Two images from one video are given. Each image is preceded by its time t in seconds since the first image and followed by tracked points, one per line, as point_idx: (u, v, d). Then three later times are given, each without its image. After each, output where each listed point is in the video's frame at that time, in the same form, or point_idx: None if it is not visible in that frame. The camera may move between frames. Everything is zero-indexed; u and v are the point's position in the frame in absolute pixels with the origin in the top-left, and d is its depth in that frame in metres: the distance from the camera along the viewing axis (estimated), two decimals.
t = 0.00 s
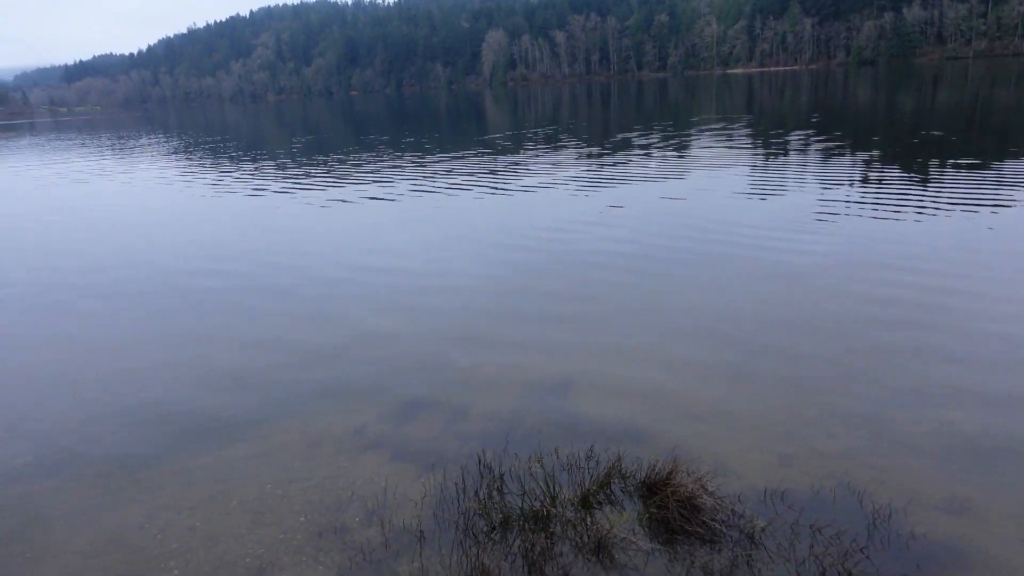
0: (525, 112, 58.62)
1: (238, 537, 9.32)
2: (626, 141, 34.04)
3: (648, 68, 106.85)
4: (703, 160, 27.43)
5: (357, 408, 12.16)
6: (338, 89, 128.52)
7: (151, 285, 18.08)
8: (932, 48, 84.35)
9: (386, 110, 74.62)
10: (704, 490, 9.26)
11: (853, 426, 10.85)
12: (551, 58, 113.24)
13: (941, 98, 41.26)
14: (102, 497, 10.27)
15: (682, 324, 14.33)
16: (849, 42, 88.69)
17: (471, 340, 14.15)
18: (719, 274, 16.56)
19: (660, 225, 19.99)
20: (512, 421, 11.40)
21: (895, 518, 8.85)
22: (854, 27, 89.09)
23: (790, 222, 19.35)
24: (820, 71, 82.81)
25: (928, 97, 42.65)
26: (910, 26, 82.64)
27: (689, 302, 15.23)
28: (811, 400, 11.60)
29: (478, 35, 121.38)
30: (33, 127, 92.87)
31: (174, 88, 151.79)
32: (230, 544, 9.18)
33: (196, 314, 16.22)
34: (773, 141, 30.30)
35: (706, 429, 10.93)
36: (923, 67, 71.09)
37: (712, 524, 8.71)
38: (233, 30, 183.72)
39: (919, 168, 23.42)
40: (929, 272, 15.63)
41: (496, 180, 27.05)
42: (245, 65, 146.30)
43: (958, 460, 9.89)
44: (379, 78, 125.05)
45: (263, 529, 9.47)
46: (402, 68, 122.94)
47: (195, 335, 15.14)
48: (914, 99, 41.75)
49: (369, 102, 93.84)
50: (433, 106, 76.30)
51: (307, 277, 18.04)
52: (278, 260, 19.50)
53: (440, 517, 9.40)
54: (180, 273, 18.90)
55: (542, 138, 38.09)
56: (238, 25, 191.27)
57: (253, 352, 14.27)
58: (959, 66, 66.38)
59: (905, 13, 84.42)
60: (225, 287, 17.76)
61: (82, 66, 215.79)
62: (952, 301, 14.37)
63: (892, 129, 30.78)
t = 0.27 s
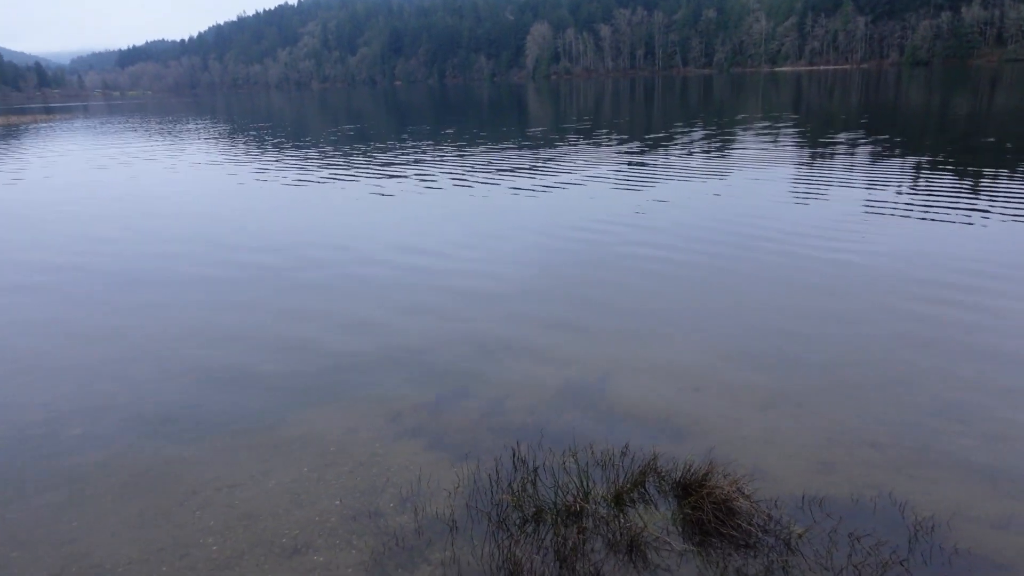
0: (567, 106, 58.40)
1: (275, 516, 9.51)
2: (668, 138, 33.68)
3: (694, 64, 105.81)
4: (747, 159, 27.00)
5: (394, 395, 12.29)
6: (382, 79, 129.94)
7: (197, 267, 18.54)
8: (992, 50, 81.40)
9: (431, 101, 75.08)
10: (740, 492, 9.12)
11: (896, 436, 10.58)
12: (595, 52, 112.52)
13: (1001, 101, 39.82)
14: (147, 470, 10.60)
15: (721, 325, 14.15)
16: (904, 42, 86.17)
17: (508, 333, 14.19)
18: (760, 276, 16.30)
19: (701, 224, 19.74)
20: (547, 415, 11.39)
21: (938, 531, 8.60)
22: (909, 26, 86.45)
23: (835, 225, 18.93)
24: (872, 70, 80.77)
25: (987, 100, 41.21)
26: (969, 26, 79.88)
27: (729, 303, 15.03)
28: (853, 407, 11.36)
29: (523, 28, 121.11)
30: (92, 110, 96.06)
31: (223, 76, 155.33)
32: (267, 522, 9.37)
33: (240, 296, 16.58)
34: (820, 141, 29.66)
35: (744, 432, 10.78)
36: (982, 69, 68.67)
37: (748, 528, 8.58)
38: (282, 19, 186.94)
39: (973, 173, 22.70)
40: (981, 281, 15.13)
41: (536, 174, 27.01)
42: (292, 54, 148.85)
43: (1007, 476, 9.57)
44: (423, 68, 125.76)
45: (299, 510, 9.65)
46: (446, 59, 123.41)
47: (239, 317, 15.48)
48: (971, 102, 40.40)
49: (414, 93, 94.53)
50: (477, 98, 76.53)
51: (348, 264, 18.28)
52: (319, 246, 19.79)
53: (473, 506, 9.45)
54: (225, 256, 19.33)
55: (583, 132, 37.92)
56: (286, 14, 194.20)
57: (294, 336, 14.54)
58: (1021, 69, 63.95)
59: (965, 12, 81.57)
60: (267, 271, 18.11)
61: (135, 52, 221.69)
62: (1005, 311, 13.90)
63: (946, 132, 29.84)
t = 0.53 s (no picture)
0: (596, 99, 58.13)
1: (307, 504, 9.65)
2: (698, 131, 33.35)
3: (725, 56, 105.09)
4: (779, 152, 26.64)
5: (425, 386, 12.39)
6: (412, 72, 130.81)
7: (230, 258, 18.83)
8: None
9: (461, 94, 75.22)
10: (773, 488, 9.03)
11: (933, 433, 10.39)
12: (625, 45, 111.68)
13: None
14: (182, 457, 10.81)
15: (752, 319, 14.03)
16: (943, 32, 84.10)
17: (537, 326, 14.19)
18: (792, 270, 16.09)
19: (731, 217, 19.53)
20: (576, 408, 11.41)
21: (977, 531, 8.41)
22: (949, 16, 84.30)
23: (869, 219, 18.59)
24: (909, 62, 79.03)
25: None
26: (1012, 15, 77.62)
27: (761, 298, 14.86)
28: (888, 404, 11.16)
29: (552, 20, 120.54)
30: (131, 104, 98.18)
31: (255, 70, 157.65)
32: (299, 510, 9.50)
33: (271, 287, 16.79)
34: (853, 134, 29.15)
35: (776, 428, 10.66)
36: None
37: (781, 525, 8.46)
38: (313, 14, 188.88)
39: (1012, 166, 22.13)
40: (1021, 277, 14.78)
41: (564, 167, 26.92)
42: (322, 49, 150.43)
43: None
44: (452, 62, 125.99)
45: (330, 499, 9.77)
46: (474, 52, 123.47)
47: (271, 308, 15.70)
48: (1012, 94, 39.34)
49: (443, 86, 94.81)
50: (505, 91, 76.50)
51: (378, 256, 18.47)
52: (349, 238, 19.99)
53: (502, 498, 9.48)
54: (257, 248, 19.59)
55: (610, 126, 37.72)
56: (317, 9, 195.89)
57: (324, 327, 14.70)
58: None
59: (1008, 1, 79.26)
60: (299, 263, 18.32)
61: (169, 47, 225.54)
62: None
63: (985, 124, 29.12)
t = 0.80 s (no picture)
0: (626, 95, 57.81)
1: (337, 497, 9.74)
2: (728, 128, 32.98)
3: (758, 52, 103.10)
4: (811, 150, 26.23)
5: (454, 381, 12.43)
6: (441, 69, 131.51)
7: (262, 253, 19.08)
8: None
9: (490, 90, 75.26)
10: (806, 490, 8.88)
11: (972, 437, 10.14)
12: (655, 40, 110.80)
13: None
14: (215, 448, 10.98)
15: (784, 319, 13.84)
16: (984, 26, 81.98)
17: (565, 323, 14.16)
18: (825, 270, 15.82)
19: (762, 215, 19.27)
20: (605, 406, 11.36)
21: (1019, 538, 8.17)
22: (991, 10, 82.11)
23: (904, 219, 18.21)
24: (947, 57, 77.13)
25: None
26: None
27: (792, 298, 14.66)
28: (925, 407, 10.92)
29: (581, 16, 119.89)
30: (168, 100, 100.28)
31: (287, 67, 159.82)
32: (330, 502, 9.59)
33: (303, 281, 16.98)
34: (888, 132, 28.59)
35: (809, 429, 10.50)
36: None
37: (814, 527, 8.32)
38: (344, 11, 190.73)
39: None
40: None
41: (593, 164, 26.80)
42: (353, 45, 151.90)
43: None
44: (480, 58, 126.14)
45: (361, 491, 9.85)
46: (503, 48, 123.63)
47: (302, 301, 15.88)
48: None
49: (472, 82, 95.04)
50: (534, 86, 76.37)
51: (407, 251, 18.56)
52: (378, 233, 20.13)
53: (530, 495, 9.47)
54: (288, 242, 19.80)
55: (639, 122, 37.48)
56: (347, 6, 197.37)
57: (354, 322, 14.83)
58: None
59: None
60: (329, 257, 18.50)
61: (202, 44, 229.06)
62: None
63: None
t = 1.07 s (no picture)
0: (654, 100, 57.63)
1: (364, 500, 9.80)
2: (755, 133, 32.73)
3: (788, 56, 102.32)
4: (840, 156, 25.91)
5: (480, 386, 12.47)
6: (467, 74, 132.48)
7: (290, 256, 19.32)
8: None
9: (517, 95, 75.52)
10: (837, 502, 8.73)
11: (1009, 450, 9.89)
12: (681, 45, 110.39)
13: None
14: (243, 450, 11.10)
15: (813, 327, 13.67)
16: (1021, 29, 80.29)
17: (590, 328, 14.15)
18: (855, 278, 15.59)
19: (789, 222, 19.07)
20: (632, 413, 11.30)
21: None
22: None
23: (936, 226, 17.89)
24: (982, 61, 75.71)
25: None
26: None
27: (821, 306, 14.47)
28: (960, 418, 10.69)
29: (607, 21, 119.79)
30: (202, 105, 102.54)
31: (316, 72, 162.21)
32: (356, 505, 9.65)
33: (331, 284, 17.17)
34: (920, 137, 28.12)
35: (839, 440, 10.34)
36: None
37: (847, 540, 8.16)
38: (372, 18, 192.98)
39: None
40: None
41: (618, 170, 26.75)
42: (380, 51, 153.65)
43: None
44: (507, 63, 126.64)
45: (387, 495, 9.90)
46: (529, 52, 124.20)
47: (330, 305, 16.03)
48: None
49: (501, 87, 95.71)
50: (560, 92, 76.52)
51: (434, 256, 18.68)
52: (404, 238, 20.28)
53: (557, 501, 9.45)
54: (315, 246, 20.02)
55: (665, 127, 37.35)
56: (375, 13, 199.44)
57: (381, 325, 14.94)
58: None
59: None
60: (357, 261, 18.67)
61: (233, 51, 233.07)
62: None
63: None
